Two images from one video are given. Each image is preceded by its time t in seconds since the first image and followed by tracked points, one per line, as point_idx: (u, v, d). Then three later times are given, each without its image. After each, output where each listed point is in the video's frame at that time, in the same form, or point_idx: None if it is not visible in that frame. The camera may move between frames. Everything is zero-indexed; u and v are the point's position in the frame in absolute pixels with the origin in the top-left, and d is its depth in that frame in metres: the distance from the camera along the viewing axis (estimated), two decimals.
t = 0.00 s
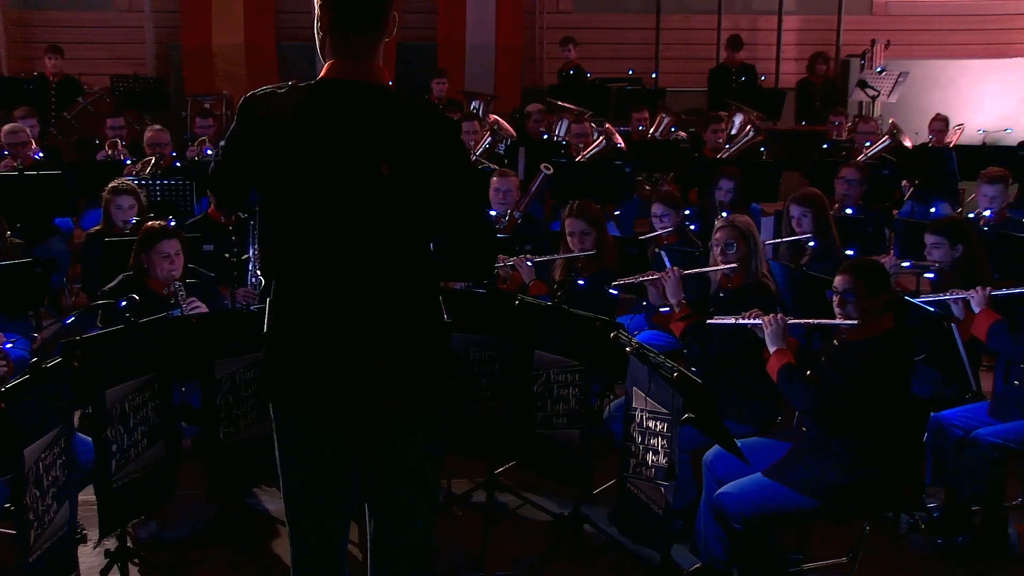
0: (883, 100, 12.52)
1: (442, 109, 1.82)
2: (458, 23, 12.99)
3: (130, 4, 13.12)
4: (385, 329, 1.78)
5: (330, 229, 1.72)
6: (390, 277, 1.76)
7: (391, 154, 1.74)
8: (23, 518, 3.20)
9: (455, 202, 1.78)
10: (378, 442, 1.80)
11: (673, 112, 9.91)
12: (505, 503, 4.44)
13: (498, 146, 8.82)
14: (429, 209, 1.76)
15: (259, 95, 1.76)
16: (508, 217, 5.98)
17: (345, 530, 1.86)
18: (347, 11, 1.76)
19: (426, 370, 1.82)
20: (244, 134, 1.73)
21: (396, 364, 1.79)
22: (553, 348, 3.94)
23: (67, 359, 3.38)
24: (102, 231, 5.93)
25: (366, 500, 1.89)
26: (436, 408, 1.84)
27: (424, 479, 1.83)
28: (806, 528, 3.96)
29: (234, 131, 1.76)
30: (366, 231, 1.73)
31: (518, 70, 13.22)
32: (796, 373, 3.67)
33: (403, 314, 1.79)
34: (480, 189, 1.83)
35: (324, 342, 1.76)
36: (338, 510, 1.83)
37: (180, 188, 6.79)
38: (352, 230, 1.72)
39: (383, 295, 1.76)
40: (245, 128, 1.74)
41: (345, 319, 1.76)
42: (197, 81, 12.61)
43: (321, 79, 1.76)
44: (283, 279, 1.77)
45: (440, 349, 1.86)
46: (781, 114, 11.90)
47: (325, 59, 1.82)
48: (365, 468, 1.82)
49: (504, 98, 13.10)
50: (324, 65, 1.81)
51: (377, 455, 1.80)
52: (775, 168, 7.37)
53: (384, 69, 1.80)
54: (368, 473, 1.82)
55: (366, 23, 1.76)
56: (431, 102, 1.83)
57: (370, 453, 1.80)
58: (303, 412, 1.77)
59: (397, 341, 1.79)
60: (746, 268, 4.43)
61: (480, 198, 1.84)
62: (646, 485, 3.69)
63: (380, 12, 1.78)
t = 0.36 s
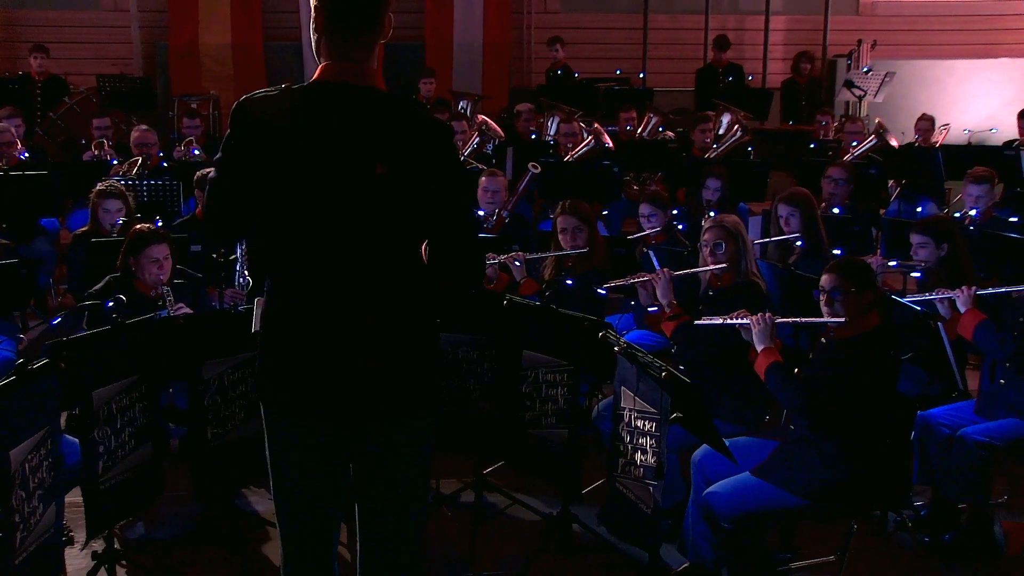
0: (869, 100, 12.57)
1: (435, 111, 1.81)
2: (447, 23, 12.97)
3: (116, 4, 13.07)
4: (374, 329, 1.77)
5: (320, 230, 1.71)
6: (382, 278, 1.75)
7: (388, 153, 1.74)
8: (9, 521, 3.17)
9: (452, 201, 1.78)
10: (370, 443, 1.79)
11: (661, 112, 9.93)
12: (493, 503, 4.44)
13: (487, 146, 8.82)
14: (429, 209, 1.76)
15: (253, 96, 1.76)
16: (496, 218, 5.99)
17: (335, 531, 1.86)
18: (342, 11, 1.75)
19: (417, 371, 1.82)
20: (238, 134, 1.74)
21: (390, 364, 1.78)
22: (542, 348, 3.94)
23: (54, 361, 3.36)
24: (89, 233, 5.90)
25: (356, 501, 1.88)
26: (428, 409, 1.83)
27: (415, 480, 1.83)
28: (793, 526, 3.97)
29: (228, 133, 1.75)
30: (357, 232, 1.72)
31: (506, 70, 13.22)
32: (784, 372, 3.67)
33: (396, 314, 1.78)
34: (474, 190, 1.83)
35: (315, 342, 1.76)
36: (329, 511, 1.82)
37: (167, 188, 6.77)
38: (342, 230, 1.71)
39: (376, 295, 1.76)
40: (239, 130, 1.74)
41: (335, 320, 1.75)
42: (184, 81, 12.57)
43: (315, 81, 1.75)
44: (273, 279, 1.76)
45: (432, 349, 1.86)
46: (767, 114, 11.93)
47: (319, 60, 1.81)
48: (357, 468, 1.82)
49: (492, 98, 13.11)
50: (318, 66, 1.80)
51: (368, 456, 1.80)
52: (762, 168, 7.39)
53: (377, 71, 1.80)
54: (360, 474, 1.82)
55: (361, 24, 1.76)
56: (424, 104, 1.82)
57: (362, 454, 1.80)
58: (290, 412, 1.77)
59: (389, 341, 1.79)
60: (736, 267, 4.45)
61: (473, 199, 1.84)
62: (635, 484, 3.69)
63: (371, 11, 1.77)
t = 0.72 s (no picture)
0: (855, 100, 12.62)
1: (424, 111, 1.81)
2: (435, 23, 12.96)
3: (102, 4, 13.02)
4: (364, 329, 1.76)
5: (309, 231, 1.70)
6: (372, 278, 1.74)
7: (382, 153, 1.74)
8: None
9: (441, 200, 1.78)
10: (360, 444, 1.78)
11: (649, 112, 9.95)
12: (481, 503, 4.45)
13: (475, 146, 8.83)
14: (425, 208, 1.76)
15: (241, 98, 1.76)
16: (484, 218, 5.99)
17: (322, 533, 1.85)
18: (328, 10, 1.75)
19: (407, 370, 1.82)
20: (229, 135, 1.74)
21: (379, 364, 1.78)
22: (530, 347, 3.94)
23: (39, 362, 3.34)
24: (76, 235, 5.88)
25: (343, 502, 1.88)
26: (415, 410, 1.83)
27: (403, 481, 1.81)
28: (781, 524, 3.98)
29: (216, 134, 1.75)
30: (347, 233, 1.71)
31: (493, 70, 13.23)
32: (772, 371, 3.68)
33: (385, 314, 1.77)
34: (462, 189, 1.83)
35: (303, 343, 1.75)
36: (317, 511, 1.82)
37: (154, 189, 6.75)
38: (332, 230, 1.71)
39: (365, 295, 1.75)
40: (227, 130, 1.74)
41: (324, 321, 1.74)
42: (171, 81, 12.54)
43: (302, 80, 1.75)
44: (261, 280, 1.75)
45: (420, 349, 1.85)
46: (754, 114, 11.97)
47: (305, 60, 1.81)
48: (344, 469, 1.81)
49: (480, 98, 13.10)
50: (305, 65, 1.80)
51: (357, 456, 1.79)
52: (749, 168, 7.41)
53: (364, 70, 1.79)
54: (349, 475, 1.81)
55: (347, 23, 1.76)
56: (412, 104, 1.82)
57: (350, 454, 1.79)
58: (277, 412, 1.77)
59: (379, 341, 1.78)
60: (724, 266, 4.46)
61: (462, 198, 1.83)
62: (623, 484, 3.69)
63: (356, 10, 1.77)
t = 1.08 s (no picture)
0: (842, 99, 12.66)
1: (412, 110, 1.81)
2: (424, 22, 12.94)
3: (88, 3, 12.95)
4: (354, 328, 1.76)
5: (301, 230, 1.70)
6: (367, 278, 1.74)
7: (377, 152, 1.73)
8: None
9: (429, 200, 1.77)
10: (350, 443, 1.78)
11: (637, 111, 9.97)
12: (470, 503, 4.44)
13: (462, 146, 8.83)
14: (415, 207, 1.76)
15: (229, 97, 1.75)
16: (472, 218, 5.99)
17: (310, 533, 1.85)
18: (313, 8, 1.74)
19: (395, 369, 1.81)
20: (216, 134, 1.73)
21: (367, 364, 1.78)
22: (519, 347, 3.94)
23: (24, 363, 3.32)
24: (62, 236, 5.86)
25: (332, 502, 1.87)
26: (404, 409, 1.82)
27: (392, 481, 1.81)
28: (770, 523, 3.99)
29: (203, 135, 1.75)
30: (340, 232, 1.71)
31: (481, 70, 13.23)
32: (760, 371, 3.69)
33: (374, 313, 1.77)
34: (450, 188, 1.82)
35: (292, 344, 1.75)
36: (306, 512, 1.81)
37: (141, 189, 6.73)
38: (330, 229, 1.70)
39: (353, 294, 1.74)
40: (215, 130, 1.74)
41: (313, 320, 1.74)
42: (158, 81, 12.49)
43: (289, 80, 1.74)
44: (249, 280, 1.75)
45: (409, 347, 1.85)
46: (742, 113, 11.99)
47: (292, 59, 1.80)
48: (333, 469, 1.81)
49: (468, 98, 13.10)
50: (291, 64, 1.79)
51: (346, 456, 1.79)
52: (737, 167, 7.43)
53: (350, 69, 1.79)
54: (338, 475, 1.81)
55: (332, 21, 1.75)
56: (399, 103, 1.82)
57: (340, 453, 1.78)
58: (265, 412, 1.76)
59: (368, 340, 1.78)
60: (712, 266, 4.47)
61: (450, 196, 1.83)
62: (612, 483, 3.69)
63: (340, 11, 1.76)
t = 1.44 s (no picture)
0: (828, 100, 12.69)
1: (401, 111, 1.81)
2: (412, 22, 12.93)
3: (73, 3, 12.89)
4: (347, 328, 1.76)
5: (291, 229, 1.69)
6: (356, 277, 1.74)
7: (371, 151, 1.74)
8: None
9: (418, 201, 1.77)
10: (339, 444, 1.78)
11: (625, 111, 9.98)
12: (458, 504, 4.44)
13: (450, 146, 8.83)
14: (405, 207, 1.76)
15: (218, 98, 1.75)
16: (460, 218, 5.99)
17: (298, 534, 1.84)
18: (302, 8, 1.74)
19: (384, 369, 1.81)
20: (205, 134, 1.73)
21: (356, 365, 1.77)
22: (507, 347, 3.94)
23: (10, 364, 3.30)
24: (47, 236, 5.84)
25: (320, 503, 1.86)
26: (393, 410, 1.82)
27: (380, 482, 1.81)
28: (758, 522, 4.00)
29: (192, 136, 1.74)
30: (334, 231, 1.71)
31: (469, 70, 13.22)
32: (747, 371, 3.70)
33: (363, 314, 1.77)
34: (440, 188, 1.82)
35: (281, 345, 1.74)
36: (294, 513, 1.81)
37: (127, 190, 6.71)
38: (319, 229, 1.70)
39: (342, 295, 1.74)
40: (204, 131, 1.73)
41: (303, 320, 1.73)
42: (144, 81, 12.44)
43: (278, 81, 1.74)
44: (237, 281, 1.74)
45: (398, 348, 1.85)
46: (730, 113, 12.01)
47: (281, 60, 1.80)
48: (321, 470, 1.81)
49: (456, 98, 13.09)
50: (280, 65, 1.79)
51: (335, 456, 1.78)
52: (724, 167, 7.44)
53: (339, 69, 1.78)
54: (326, 476, 1.80)
55: (322, 21, 1.75)
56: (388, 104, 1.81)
57: (329, 454, 1.78)
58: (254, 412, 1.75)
59: (358, 340, 1.77)
60: (699, 267, 4.48)
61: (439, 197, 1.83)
62: (601, 483, 3.69)
63: (330, 11, 1.76)
